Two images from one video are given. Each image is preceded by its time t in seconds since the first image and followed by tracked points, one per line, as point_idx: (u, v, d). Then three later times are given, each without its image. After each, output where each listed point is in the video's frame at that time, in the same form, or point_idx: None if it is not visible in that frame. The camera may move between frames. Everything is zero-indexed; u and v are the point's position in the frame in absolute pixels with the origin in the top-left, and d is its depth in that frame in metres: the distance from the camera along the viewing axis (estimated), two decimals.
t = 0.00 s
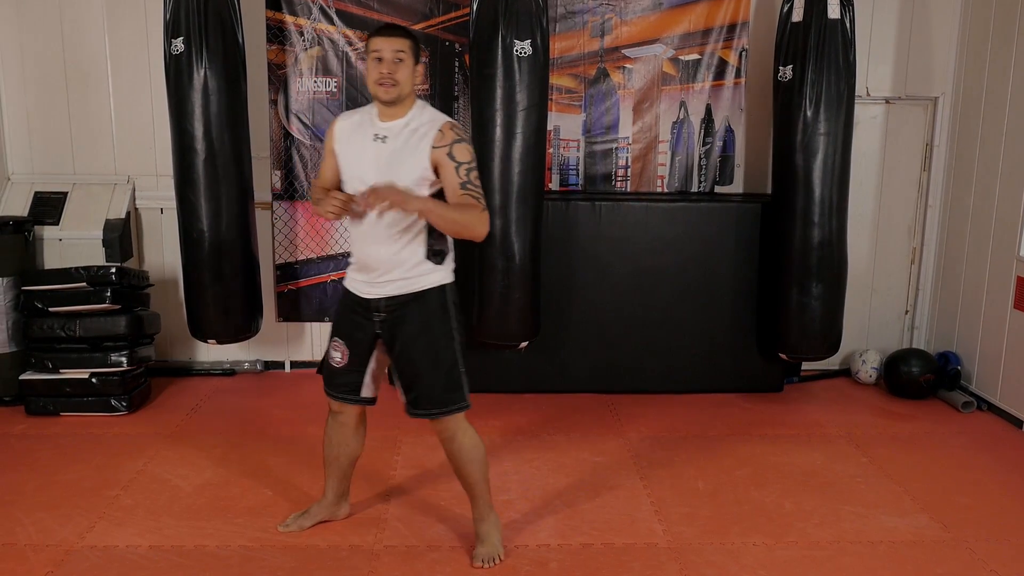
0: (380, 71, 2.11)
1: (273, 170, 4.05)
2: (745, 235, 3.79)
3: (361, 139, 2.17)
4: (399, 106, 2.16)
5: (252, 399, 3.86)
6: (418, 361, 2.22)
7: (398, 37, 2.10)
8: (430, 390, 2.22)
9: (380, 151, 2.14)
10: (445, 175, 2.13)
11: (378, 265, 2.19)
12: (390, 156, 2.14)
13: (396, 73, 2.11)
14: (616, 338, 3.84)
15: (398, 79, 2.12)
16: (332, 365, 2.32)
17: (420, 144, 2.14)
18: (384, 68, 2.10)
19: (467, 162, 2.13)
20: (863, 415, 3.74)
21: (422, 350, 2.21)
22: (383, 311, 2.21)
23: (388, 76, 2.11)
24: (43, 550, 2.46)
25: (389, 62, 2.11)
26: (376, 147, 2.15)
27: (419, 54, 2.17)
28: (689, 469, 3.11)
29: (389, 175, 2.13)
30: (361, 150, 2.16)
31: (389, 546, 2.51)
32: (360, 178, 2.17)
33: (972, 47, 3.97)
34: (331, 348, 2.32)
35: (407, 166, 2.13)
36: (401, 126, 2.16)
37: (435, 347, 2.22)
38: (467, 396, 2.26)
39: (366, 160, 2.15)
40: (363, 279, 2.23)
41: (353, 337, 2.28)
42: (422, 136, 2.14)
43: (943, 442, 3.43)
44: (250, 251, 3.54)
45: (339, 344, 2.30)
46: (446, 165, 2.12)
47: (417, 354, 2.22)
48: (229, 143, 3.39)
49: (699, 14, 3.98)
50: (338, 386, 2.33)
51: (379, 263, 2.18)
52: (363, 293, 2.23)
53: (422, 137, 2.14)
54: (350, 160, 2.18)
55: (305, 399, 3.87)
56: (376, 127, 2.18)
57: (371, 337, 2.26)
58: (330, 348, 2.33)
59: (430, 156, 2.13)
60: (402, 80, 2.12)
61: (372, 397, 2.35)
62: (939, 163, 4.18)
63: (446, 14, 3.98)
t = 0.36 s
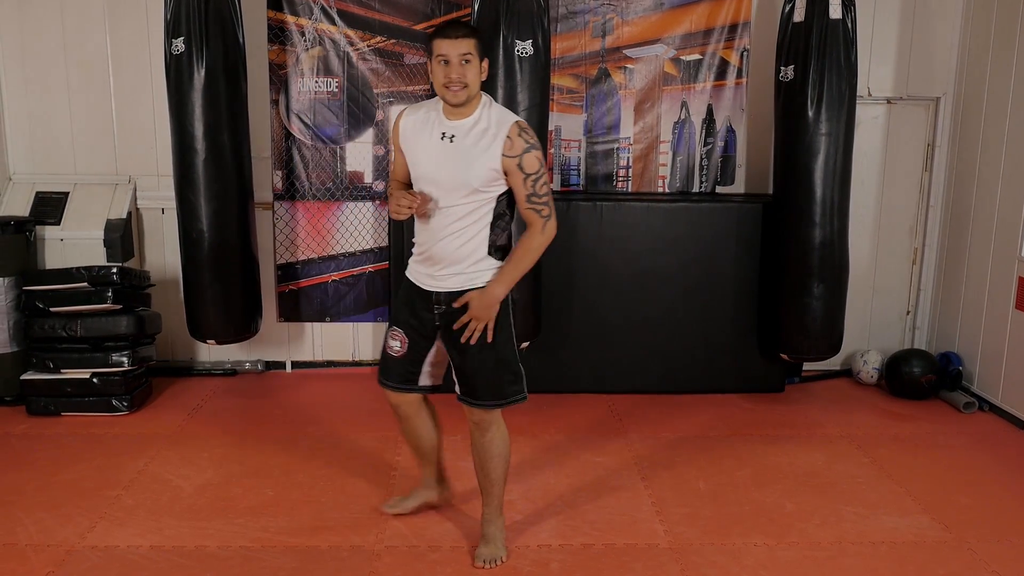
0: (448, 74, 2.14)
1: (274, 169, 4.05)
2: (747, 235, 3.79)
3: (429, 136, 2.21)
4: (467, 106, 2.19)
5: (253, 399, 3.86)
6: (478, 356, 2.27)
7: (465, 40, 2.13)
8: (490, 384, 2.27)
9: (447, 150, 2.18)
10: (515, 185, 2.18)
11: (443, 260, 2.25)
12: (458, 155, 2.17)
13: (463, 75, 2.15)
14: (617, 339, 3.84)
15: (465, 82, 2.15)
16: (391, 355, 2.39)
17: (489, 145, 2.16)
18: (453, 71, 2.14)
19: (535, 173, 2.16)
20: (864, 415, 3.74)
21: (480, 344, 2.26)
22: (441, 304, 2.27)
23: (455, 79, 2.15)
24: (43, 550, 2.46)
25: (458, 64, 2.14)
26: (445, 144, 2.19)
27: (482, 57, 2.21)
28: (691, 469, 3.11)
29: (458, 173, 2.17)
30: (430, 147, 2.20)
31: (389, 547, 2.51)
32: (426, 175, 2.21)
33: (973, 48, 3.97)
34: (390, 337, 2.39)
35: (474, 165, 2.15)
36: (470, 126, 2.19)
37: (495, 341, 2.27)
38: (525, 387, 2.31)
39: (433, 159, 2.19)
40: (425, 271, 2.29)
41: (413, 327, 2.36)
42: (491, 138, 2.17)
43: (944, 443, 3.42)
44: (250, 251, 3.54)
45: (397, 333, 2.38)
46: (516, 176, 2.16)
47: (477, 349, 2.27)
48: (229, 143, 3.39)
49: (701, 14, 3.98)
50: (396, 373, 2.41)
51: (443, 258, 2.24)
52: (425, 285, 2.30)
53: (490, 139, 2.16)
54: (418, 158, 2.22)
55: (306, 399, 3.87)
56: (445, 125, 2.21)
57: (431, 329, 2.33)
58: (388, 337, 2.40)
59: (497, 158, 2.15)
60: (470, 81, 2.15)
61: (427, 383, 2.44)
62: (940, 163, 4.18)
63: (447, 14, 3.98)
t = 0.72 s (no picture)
0: (453, 78, 2.17)
1: (271, 170, 4.05)
2: (744, 235, 3.79)
3: (440, 139, 2.26)
4: (473, 105, 2.23)
5: (251, 399, 3.85)
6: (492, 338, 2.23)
7: (462, 42, 2.14)
8: (497, 367, 2.21)
9: (461, 149, 2.23)
10: (534, 171, 2.24)
11: (464, 257, 2.26)
12: (473, 153, 2.22)
13: (466, 76, 2.17)
14: (615, 338, 3.84)
15: (467, 82, 2.18)
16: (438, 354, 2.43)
17: (502, 140, 2.21)
18: (456, 73, 2.17)
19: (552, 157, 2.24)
20: (862, 415, 3.74)
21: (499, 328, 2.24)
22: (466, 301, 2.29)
23: (459, 82, 2.17)
24: (40, 551, 2.46)
25: (459, 67, 2.16)
26: (457, 145, 2.24)
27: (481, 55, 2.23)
28: (688, 469, 3.11)
29: (473, 170, 2.21)
30: (443, 149, 2.25)
31: (387, 547, 2.51)
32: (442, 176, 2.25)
33: (970, 48, 3.97)
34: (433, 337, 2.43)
35: (489, 160, 2.20)
36: (480, 125, 2.24)
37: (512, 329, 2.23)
38: (530, 383, 2.24)
39: (448, 158, 2.24)
40: (447, 271, 2.30)
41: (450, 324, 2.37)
42: (503, 132, 2.22)
43: (941, 442, 3.43)
44: (244, 251, 3.54)
45: (441, 334, 2.41)
46: (534, 161, 2.23)
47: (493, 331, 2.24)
48: (224, 143, 3.39)
49: (698, 14, 3.98)
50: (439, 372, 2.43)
51: (464, 255, 2.26)
52: (447, 285, 2.30)
53: (503, 133, 2.22)
54: (432, 160, 2.27)
55: (303, 399, 3.86)
56: (455, 126, 2.26)
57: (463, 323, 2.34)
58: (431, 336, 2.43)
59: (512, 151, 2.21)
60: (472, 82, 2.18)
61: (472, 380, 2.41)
62: (937, 163, 4.18)
63: (444, 14, 3.98)
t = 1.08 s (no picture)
0: (451, 80, 2.17)
1: (268, 170, 4.04)
2: (741, 235, 3.79)
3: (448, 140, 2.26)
4: (477, 106, 2.22)
5: (248, 400, 3.85)
6: (503, 341, 2.23)
7: (458, 44, 2.15)
8: (511, 370, 2.21)
9: (469, 149, 2.22)
10: (544, 165, 2.21)
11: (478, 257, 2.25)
12: (481, 152, 2.20)
13: (465, 78, 2.17)
14: (613, 339, 3.84)
15: (467, 83, 2.17)
16: (443, 353, 2.41)
17: (510, 138, 2.19)
18: (454, 75, 2.17)
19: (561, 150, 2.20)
20: (860, 415, 3.75)
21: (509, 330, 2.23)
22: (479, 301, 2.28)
23: (457, 83, 2.17)
24: (38, 552, 2.45)
25: (456, 69, 2.16)
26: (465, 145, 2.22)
27: (482, 56, 2.22)
28: (686, 469, 3.11)
29: (481, 169, 2.20)
30: (452, 150, 2.24)
31: (385, 548, 2.51)
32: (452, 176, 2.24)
33: (967, 48, 3.98)
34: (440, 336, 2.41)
35: (497, 159, 2.19)
36: (488, 124, 2.23)
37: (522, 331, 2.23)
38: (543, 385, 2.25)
39: (457, 158, 2.23)
40: (461, 271, 2.30)
41: (457, 323, 2.36)
42: (510, 129, 2.20)
43: (939, 442, 3.43)
44: (241, 251, 3.54)
45: (447, 333, 2.40)
46: (544, 156, 2.20)
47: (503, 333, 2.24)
48: (221, 143, 3.39)
49: (696, 14, 3.98)
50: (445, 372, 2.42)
51: (478, 255, 2.25)
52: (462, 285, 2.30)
53: (510, 131, 2.20)
54: (441, 160, 2.26)
55: (301, 400, 3.86)
56: (463, 126, 2.25)
57: (472, 324, 2.33)
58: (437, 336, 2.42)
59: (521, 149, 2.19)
60: (471, 83, 2.17)
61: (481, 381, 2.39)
62: (934, 163, 4.18)
63: (442, 14, 3.98)
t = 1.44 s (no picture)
0: (473, 78, 2.15)
1: (265, 169, 4.04)
2: (739, 235, 3.79)
3: (463, 140, 2.22)
4: (494, 107, 2.19)
5: (245, 400, 3.85)
6: (515, 351, 2.22)
7: (487, 43, 2.12)
8: (526, 381, 2.21)
9: (484, 151, 2.18)
10: (559, 166, 2.18)
11: (487, 262, 2.23)
12: (497, 154, 2.17)
13: (489, 78, 2.15)
14: (611, 338, 3.84)
15: (490, 84, 2.15)
16: (451, 361, 2.39)
17: (527, 141, 2.16)
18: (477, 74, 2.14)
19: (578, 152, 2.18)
20: (857, 414, 3.75)
21: (520, 340, 2.21)
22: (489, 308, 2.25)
23: (479, 82, 2.15)
24: (34, 553, 2.45)
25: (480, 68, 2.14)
26: (480, 146, 2.19)
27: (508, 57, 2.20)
28: (684, 468, 3.11)
29: (496, 172, 2.17)
30: (466, 150, 2.20)
31: (382, 547, 2.50)
32: (464, 178, 2.21)
33: (963, 47, 3.99)
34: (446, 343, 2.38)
35: (513, 162, 2.16)
36: (505, 125, 2.20)
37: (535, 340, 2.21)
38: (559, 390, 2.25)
39: (470, 160, 2.19)
40: (469, 277, 2.28)
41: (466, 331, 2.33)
42: (527, 133, 2.17)
43: (936, 441, 3.44)
44: (239, 251, 3.53)
45: (453, 339, 2.37)
46: (561, 157, 2.17)
47: (514, 343, 2.22)
48: (219, 143, 3.39)
49: (693, 13, 3.98)
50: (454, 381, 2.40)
51: (488, 260, 2.23)
52: (470, 291, 2.28)
53: (528, 135, 2.17)
54: (454, 161, 2.22)
55: (298, 400, 3.85)
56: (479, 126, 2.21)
57: (480, 334, 2.31)
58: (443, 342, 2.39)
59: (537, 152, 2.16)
60: (492, 85, 2.15)
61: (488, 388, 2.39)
62: (931, 162, 4.18)
63: (439, 14, 3.98)
